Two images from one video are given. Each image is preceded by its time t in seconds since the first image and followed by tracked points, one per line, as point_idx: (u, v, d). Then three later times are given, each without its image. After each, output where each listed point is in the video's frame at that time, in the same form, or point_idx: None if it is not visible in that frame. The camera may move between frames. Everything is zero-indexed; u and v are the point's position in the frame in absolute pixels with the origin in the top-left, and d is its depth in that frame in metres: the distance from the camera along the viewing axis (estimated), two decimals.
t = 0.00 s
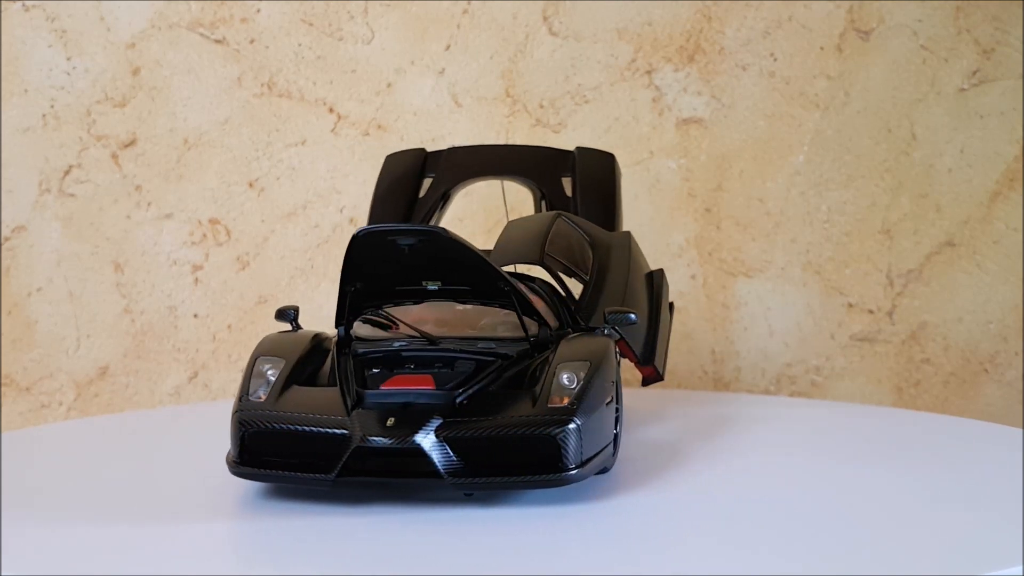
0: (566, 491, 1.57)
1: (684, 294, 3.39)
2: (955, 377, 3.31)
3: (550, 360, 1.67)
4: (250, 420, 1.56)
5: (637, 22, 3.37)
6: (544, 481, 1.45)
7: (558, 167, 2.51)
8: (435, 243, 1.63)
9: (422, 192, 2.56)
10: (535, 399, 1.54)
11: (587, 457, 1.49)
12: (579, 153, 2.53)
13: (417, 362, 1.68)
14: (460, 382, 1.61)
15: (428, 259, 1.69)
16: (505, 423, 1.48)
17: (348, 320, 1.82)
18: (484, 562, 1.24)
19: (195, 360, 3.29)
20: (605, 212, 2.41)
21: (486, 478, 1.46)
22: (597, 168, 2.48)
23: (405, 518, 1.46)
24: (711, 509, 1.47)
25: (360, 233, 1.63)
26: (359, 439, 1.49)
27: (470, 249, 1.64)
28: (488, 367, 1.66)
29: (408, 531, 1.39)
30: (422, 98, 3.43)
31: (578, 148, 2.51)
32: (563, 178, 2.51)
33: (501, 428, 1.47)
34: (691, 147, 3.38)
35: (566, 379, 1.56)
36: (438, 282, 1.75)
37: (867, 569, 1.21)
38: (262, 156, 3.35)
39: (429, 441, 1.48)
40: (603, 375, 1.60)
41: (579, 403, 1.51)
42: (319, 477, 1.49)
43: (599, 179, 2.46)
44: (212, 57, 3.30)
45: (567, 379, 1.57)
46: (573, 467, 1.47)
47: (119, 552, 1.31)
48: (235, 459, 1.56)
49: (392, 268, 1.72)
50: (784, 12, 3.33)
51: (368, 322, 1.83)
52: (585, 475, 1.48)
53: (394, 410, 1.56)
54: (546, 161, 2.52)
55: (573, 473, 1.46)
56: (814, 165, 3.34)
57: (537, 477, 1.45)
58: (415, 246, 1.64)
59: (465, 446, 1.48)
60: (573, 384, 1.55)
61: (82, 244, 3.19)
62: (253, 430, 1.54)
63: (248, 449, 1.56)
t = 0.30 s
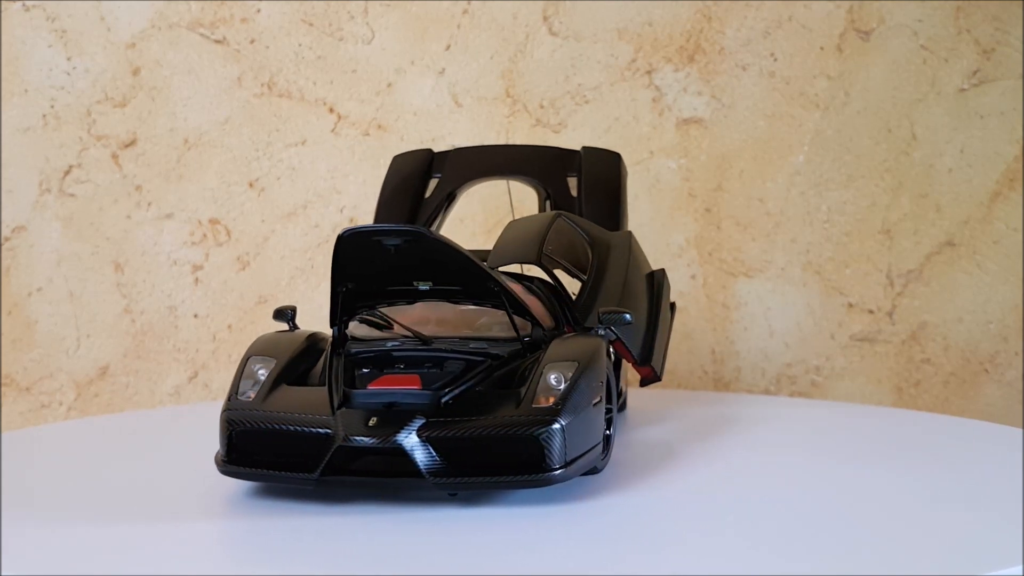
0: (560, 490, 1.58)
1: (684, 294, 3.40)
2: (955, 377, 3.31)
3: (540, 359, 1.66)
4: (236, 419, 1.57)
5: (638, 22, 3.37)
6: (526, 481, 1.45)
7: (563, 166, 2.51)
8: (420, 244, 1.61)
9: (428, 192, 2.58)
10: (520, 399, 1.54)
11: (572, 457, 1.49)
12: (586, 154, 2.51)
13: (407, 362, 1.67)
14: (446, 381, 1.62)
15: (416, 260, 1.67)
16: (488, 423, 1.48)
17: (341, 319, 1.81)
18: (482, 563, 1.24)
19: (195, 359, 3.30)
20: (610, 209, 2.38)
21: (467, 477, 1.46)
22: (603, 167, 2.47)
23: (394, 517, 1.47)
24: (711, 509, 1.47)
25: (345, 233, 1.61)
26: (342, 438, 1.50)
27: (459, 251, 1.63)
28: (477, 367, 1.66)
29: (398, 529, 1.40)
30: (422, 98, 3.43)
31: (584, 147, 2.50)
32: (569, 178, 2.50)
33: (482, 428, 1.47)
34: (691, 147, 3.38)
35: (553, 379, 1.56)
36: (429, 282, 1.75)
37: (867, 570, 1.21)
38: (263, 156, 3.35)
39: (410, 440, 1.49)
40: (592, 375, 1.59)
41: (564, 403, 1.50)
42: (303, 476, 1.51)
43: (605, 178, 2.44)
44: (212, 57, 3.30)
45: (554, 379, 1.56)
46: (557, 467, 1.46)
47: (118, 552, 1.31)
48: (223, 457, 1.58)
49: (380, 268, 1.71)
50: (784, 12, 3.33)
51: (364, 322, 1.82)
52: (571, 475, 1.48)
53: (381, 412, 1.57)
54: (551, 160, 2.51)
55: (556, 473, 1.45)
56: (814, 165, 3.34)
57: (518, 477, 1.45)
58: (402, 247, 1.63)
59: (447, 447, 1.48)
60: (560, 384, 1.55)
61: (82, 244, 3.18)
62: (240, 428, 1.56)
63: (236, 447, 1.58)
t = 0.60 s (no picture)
0: (559, 489, 1.59)
1: (684, 294, 3.40)
2: (955, 376, 3.31)
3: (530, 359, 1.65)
4: (222, 419, 1.59)
5: (638, 22, 3.38)
6: (509, 481, 1.45)
7: (569, 166, 2.50)
8: (405, 243, 1.62)
9: (434, 191, 2.58)
10: (506, 399, 1.55)
11: (557, 457, 1.49)
12: (591, 153, 2.50)
13: (397, 361, 1.66)
14: (434, 380, 1.61)
15: (403, 260, 1.68)
16: (473, 423, 1.48)
17: (337, 320, 1.82)
18: (477, 561, 1.24)
19: (195, 359, 3.30)
20: (614, 208, 2.37)
21: (449, 477, 1.47)
22: (609, 166, 2.46)
23: (388, 514, 1.48)
24: (709, 508, 1.47)
25: (331, 232, 1.63)
26: (325, 438, 1.51)
27: (444, 250, 1.64)
28: (466, 366, 1.64)
29: (389, 527, 1.41)
30: (422, 97, 3.43)
31: (590, 146, 2.50)
32: (575, 177, 2.49)
33: (466, 429, 1.47)
34: (691, 147, 3.38)
35: (540, 378, 1.56)
36: (420, 282, 1.75)
37: (867, 569, 1.21)
38: (263, 156, 3.35)
39: (393, 440, 1.49)
40: (580, 374, 1.59)
41: (549, 403, 1.50)
42: (287, 475, 1.54)
43: (611, 177, 2.43)
44: (212, 57, 3.30)
45: (541, 378, 1.56)
46: (542, 467, 1.47)
47: (118, 552, 1.31)
48: (212, 456, 1.60)
49: (369, 268, 1.72)
50: (784, 12, 3.33)
51: (362, 322, 1.80)
52: (556, 475, 1.48)
53: (368, 412, 1.56)
54: (557, 160, 2.51)
55: (540, 473, 1.45)
56: (814, 165, 3.34)
57: (501, 477, 1.46)
58: (388, 247, 1.64)
59: (431, 446, 1.48)
60: (547, 383, 1.55)
61: (82, 244, 3.18)
62: (225, 428, 1.58)
63: (224, 445, 1.60)
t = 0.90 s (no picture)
0: (561, 490, 1.59)
1: (684, 294, 3.40)
2: (955, 377, 3.31)
3: (519, 360, 1.65)
4: (208, 419, 1.60)
5: (638, 22, 3.38)
6: (492, 481, 1.45)
7: (574, 165, 2.50)
8: (393, 244, 1.58)
9: (441, 192, 2.59)
10: (492, 400, 1.55)
11: (541, 458, 1.48)
12: (596, 153, 2.49)
13: (387, 362, 1.67)
14: (422, 379, 1.60)
15: (391, 260, 1.64)
16: (457, 423, 1.48)
17: (332, 321, 1.82)
18: (473, 561, 1.24)
19: (195, 359, 3.30)
20: (619, 207, 2.36)
21: (431, 477, 1.46)
22: (614, 166, 2.45)
23: (380, 514, 1.48)
24: (709, 508, 1.47)
25: (316, 233, 1.59)
26: (308, 438, 1.52)
27: (431, 251, 1.60)
28: (455, 366, 1.65)
29: (381, 526, 1.41)
30: (422, 97, 3.43)
31: (595, 146, 2.49)
32: (580, 177, 2.48)
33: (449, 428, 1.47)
34: (691, 147, 3.39)
35: (527, 379, 1.56)
36: (412, 282, 1.71)
37: (869, 569, 1.21)
38: (263, 156, 3.35)
39: (376, 440, 1.49)
40: (568, 375, 1.59)
41: (534, 403, 1.50)
42: (272, 475, 1.53)
43: (616, 176, 2.42)
44: (212, 57, 3.30)
45: (528, 379, 1.56)
46: (526, 467, 1.46)
47: (117, 552, 1.30)
48: (201, 455, 1.61)
49: (357, 267, 1.68)
50: (784, 12, 3.33)
51: (358, 322, 1.85)
52: (540, 475, 1.47)
53: (353, 412, 1.56)
54: (563, 160, 2.51)
55: (524, 473, 1.45)
56: (814, 165, 3.34)
57: (483, 477, 1.45)
58: (375, 248, 1.60)
59: (413, 446, 1.48)
60: (533, 384, 1.54)
61: (82, 244, 3.18)
62: (212, 428, 1.59)
63: (212, 445, 1.61)
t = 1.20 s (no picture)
0: (561, 490, 1.59)
1: (684, 294, 3.40)
2: (955, 377, 3.31)
3: (508, 361, 1.65)
4: (197, 417, 1.62)
5: (638, 22, 3.39)
6: (475, 481, 1.45)
7: (580, 165, 2.49)
8: (378, 245, 1.58)
9: (447, 192, 2.60)
10: (477, 400, 1.54)
11: (526, 458, 1.48)
12: (602, 152, 2.49)
13: (377, 362, 1.67)
14: (409, 379, 1.59)
15: (379, 260, 1.64)
16: (440, 422, 1.47)
17: (328, 320, 1.84)
18: (467, 561, 1.24)
19: (195, 360, 3.30)
20: (623, 207, 2.35)
21: (414, 477, 1.47)
22: (620, 166, 2.44)
23: (373, 513, 1.49)
24: (708, 508, 1.47)
25: (302, 234, 1.59)
26: (291, 438, 1.52)
27: (418, 253, 1.58)
28: (444, 367, 1.64)
29: (372, 526, 1.41)
30: (422, 98, 3.44)
31: (602, 145, 2.48)
32: (586, 177, 2.48)
33: (432, 428, 1.46)
34: (691, 147, 3.40)
35: (514, 380, 1.56)
36: (403, 283, 1.71)
37: (869, 569, 1.21)
38: (263, 156, 3.36)
39: (359, 440, 1.48)
40: (555, 375, 1.58)
41: (518, 403, 1.50)
42: (257, 474, 1.55)
43: (621, 175, 2.41)
44: (212, 57, 3.30)
45: (515, 380, 1.56)
46: (511, 467, 1.46)
47: (117, 552, 1.30)
48: (191, 455, 1.63)
49: (347, 268, 1.68)
50: (784, 12, 3.33)
51: (355, 322, 1.84)
52: (524, 475, 1.47)
53: (339, 412, 1.55)
54: (568, 159, 2.50)
55: (508, 473, 1.45)
56: (814, 165, 3.34)
57: (466, 477, 1.46)
58: (361, 249, 1.60)
59: (396, 446, 1.48)
60: (520, 384, 1.54)
61: (82, 244, 3.17)
62: (201, 427, 1.61)
63: (202, 444, 1.62)
